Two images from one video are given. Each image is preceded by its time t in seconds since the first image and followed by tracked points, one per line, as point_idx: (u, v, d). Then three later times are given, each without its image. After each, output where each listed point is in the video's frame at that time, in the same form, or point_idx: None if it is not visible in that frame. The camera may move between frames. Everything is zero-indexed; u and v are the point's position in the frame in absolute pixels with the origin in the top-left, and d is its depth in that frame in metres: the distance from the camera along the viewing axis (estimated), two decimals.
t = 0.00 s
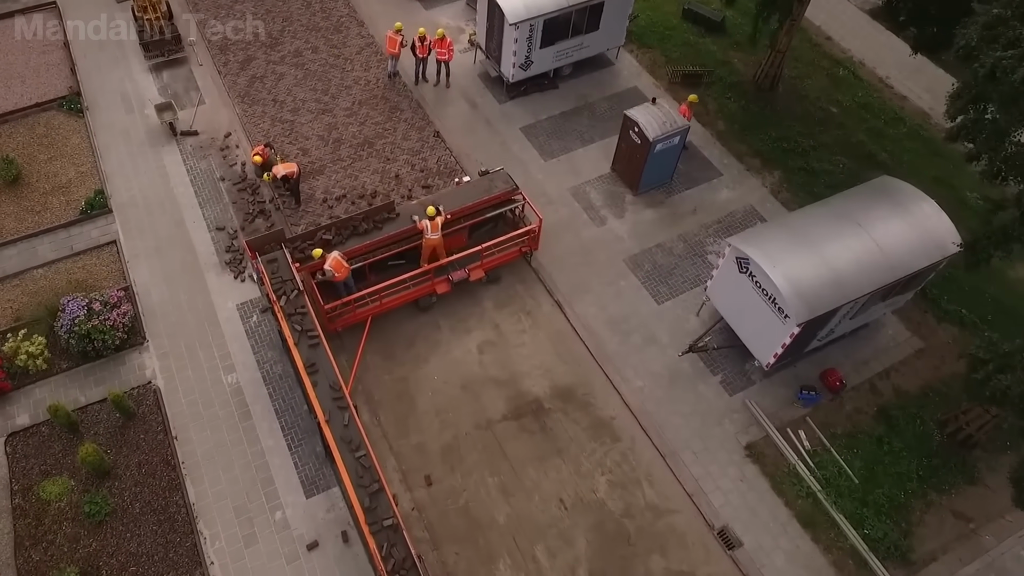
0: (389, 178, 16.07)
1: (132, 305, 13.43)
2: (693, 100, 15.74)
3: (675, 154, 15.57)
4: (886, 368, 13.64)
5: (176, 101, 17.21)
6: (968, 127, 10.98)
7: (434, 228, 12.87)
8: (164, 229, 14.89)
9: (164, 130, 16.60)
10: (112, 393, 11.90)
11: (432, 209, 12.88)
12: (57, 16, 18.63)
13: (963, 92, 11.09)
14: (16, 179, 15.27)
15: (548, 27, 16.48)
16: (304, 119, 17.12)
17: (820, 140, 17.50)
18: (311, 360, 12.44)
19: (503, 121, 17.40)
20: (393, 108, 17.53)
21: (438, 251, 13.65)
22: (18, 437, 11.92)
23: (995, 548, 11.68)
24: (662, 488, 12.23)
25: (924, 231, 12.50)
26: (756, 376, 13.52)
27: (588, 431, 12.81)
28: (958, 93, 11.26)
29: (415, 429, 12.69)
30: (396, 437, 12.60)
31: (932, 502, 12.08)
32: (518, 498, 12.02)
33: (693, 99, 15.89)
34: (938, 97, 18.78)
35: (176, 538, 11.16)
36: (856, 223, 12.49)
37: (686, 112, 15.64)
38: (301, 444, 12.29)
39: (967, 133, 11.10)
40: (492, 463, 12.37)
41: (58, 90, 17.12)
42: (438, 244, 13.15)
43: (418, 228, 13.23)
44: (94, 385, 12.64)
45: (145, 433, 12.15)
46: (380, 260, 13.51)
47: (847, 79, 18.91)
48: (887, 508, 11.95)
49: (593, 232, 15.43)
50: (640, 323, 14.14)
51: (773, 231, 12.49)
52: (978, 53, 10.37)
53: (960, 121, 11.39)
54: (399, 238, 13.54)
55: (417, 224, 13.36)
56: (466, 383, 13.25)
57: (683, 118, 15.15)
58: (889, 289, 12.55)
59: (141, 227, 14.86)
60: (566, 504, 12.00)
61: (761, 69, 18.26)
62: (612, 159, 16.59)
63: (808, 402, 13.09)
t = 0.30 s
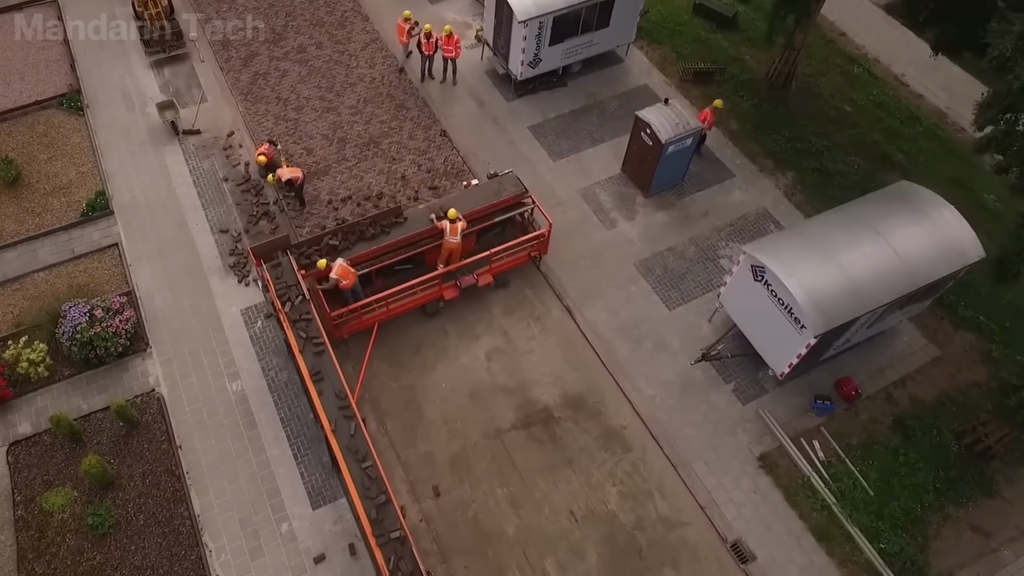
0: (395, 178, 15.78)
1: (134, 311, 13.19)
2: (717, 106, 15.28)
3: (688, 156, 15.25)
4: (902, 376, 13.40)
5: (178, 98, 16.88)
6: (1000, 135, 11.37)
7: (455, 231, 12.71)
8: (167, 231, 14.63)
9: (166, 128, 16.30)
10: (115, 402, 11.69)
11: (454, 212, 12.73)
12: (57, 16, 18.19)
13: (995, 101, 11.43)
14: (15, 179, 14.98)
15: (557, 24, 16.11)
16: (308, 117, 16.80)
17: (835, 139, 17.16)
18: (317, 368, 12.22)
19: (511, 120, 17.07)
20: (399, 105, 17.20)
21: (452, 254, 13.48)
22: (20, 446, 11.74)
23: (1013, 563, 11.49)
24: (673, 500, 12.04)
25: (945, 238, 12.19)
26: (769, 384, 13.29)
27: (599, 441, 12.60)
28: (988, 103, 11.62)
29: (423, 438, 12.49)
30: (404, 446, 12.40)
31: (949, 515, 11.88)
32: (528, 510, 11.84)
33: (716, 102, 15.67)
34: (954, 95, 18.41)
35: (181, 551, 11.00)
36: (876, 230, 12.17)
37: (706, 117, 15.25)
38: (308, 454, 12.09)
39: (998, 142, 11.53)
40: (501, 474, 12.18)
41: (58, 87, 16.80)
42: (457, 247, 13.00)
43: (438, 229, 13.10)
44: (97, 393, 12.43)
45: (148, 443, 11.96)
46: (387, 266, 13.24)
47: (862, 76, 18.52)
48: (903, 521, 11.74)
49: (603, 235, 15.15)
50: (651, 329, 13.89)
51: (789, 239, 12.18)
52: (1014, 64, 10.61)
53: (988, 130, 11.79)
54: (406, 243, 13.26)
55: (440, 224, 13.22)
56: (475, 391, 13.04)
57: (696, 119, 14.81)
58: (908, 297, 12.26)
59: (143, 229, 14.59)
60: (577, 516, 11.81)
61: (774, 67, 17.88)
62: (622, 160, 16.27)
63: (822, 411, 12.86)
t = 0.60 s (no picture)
0: (402, 178, 15.47)
1: (137, 316, 12.96)
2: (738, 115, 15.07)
3: (701, 157, 14.91)
4: (918, 385, 13.16)
5: (179, 95, 16.54)
6: None
7: (474, 231, 12.42)
8: (169, 232, 14.36)
9: (168, 126, 15.97)
10: (118, 411, 11.47)
11: (473, 212, 12.51)
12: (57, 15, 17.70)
13: None
14: (14, 179, 14.69)
15: (567, 20, 15.72)
16: (313, 114, 16.46)
17: (850, 138, 16.80)
18: (323, 376, 11.97)
19: (519, 118, 16.72)
20: (405, 102, 16.84)
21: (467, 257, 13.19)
22: (22, 455, 11.56)
23: None
24: (686, 512, 11.84)
25: (965, 245, 11.92)
26: (784, 393, 13.05)
27: (610, 451, 12.39)
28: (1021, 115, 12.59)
29: (431, 447, 12.28)
30: (411, 455, 12.19)
31: (967, 528, 11.68)
32: (538, 522, 11.64)
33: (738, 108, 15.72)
34: (972, 93, 18.01)
35: (186, 563, 10.83)
36: (895, 237, 11.90)
37: (727, 126, 15.21)
38: (314, 464, 11.90)
39: None
40: (511, 485, 11.97)
41: (57, 83, 16.45)
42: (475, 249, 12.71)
43: (454, 229, 12.88)
44: (99, 400, 12.22)
45: (152, 452, 11.77)
46: (394, 271, 12.97)
47: (878, 73, 18.12)
48: (920, 535, 11.54)
49: (614, 237, 14.86)
50: (663, 335, 13.64)
51: (806, 246, 11.90)
52: None
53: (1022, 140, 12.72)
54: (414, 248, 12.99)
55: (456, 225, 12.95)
56: (484, 399, 12.81)
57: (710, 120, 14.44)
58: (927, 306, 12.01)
59: (145, 231, 14.32)
60: (588, 528, 11.61)
61: (788, 64, 17.48)
62: (633, 160, 15.94)
63: (838, 421, 12.63)
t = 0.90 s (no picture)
0: (410, 178, 15.11)
1: (140, 322, 12.69)
2: (762, 123, 14.67)
3: (716, 158, 14.52)
4: (938, 394, 12.89)
5: (181, 91, 16.14)
6: None
7: (497, 228, 12.30)
8: (172, 234, 14.05)
9: (169, 124, 15.59)
10: (122, 422, 11.25)
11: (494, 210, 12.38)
12: (56, 13, 17.18)
13: None
14: (14, 179, 14.36)
15: (580, 15, 15.27)
16: (318, 111, 16.06)
17: (868, 137, 16.37)
18: (329, 385, 11.69)
19: (529, 115, 16.31)
20: (412, 98, 16.42)
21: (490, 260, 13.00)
22: (25, 466, 11.35)
23: None
24: (700, 525, 11.62)
25: (990, 254, 11.59)
26: (800, 402, 12.78)
27: (623, 462, 12.16)
28: None
29: (440, 458, 12.05)
30: (420, 466, 11.97)
31: (987, 543, 11.46)
32: (550, 535, 11.43)
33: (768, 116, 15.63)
34: (994, 89, 17.53)
35: None
36: (918, 246, 11.58)
37: (751, 135, 14.85)
38: (322, 475, 11.69)
39: None
40: (522, 497, 11.75)
41: (56, 79, 16.06)
42: (498, 247, 12.55)
43: (474, 229, 12.61)
44: (103, 409, 12.00)
45: (157, 463, 11.56)
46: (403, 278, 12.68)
47: (897, 68, 17.63)
48: (939, 550, 11.32)
49: (626, 240, 14.52)
50: (677, 342, 13.35)
51: (827, 255, 11.57)
52: None
53: None
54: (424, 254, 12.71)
55: (472, 227, 12.71)
56: (494, 408, 12.57)
57: (727, 120, 14.04)
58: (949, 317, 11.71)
59: (148, 233, 14.01)
60: (600, 542, 11.41)
61: (805, 59, 17.00)
62: (646, 160, 15.55)
63: (855, 432, 12.37)
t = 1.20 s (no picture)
0: (415, 178, 14.82)
1: (143, 328, 12.49)
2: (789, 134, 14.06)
3: (729, 159, 14.21)
4: (953, 403, 12.68)
5: (181, 87, 15.81)
6: None
7: (515, 229, 12.14)
8: (174, 236, 13.80)
9: (170, 121, 15.28)
10: (125, 432, 11.09)
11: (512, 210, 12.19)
12: (53, 6, 16.81)
13: None
14: (12, 179, 14.09)
15: (590, 11, 14.89)
16: (321, 108, 15.73)
17: (883, 135, 16.02)
18: (334, 394, 11.48)
19: (537, 112, 15.96)
20: (417, 95, 16.08)
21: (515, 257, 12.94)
22: (27, 475, 11.20)
23: None
24: (711, 537, 11.46)
25: (1010, 262, 11.32)
26: (813, 411, 12.58)
27: (632, 471, 11.98)
28: None
29: (448, 467, 11.87)
30: (427, 476, 11.80)
31: (1002, 556, 11.30)
32: (559, 547, 11.28)
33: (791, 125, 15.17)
34: (1012, 86, 17.15)
35: None
36: (936, 254, 11.31)
37: (775, 145, 14.19)
38: (328, 484, 11.53)
39: None
40: (531, 508, 11.59)
41: (54, 74, 15.73)
42: (516, 247, 12.41)
43: (491, 229, 12.40)
44: (105, 417, 11.82)
45: (161, 472, 11.41)
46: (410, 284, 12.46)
47: (913, 64, 17.23)
48: (953, 564, 11.17)
49: (636, 242, 14.25)
50: (687, 348, 13.13)
51: (843, 264, 11.31)
52: None
53: None
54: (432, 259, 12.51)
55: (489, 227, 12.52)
56: (502, 416, 12.37)
57: (740, 122, 13.71)
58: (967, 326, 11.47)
59: (149, 235, 13.76)
60: (610, 554, 11.26)
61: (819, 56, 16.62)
62: (656, 160, 15.24)
63: (868, 442, 12.18)
